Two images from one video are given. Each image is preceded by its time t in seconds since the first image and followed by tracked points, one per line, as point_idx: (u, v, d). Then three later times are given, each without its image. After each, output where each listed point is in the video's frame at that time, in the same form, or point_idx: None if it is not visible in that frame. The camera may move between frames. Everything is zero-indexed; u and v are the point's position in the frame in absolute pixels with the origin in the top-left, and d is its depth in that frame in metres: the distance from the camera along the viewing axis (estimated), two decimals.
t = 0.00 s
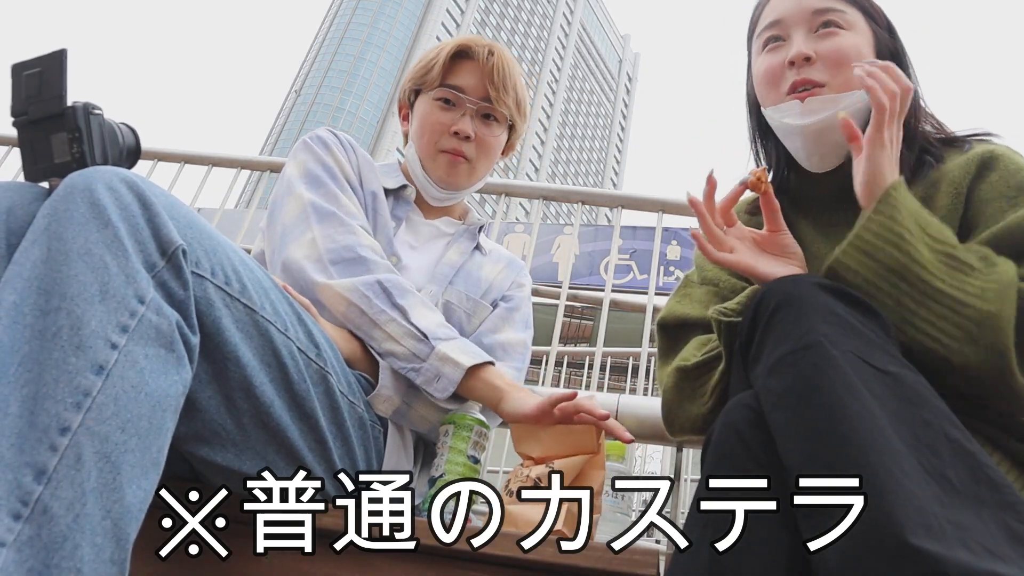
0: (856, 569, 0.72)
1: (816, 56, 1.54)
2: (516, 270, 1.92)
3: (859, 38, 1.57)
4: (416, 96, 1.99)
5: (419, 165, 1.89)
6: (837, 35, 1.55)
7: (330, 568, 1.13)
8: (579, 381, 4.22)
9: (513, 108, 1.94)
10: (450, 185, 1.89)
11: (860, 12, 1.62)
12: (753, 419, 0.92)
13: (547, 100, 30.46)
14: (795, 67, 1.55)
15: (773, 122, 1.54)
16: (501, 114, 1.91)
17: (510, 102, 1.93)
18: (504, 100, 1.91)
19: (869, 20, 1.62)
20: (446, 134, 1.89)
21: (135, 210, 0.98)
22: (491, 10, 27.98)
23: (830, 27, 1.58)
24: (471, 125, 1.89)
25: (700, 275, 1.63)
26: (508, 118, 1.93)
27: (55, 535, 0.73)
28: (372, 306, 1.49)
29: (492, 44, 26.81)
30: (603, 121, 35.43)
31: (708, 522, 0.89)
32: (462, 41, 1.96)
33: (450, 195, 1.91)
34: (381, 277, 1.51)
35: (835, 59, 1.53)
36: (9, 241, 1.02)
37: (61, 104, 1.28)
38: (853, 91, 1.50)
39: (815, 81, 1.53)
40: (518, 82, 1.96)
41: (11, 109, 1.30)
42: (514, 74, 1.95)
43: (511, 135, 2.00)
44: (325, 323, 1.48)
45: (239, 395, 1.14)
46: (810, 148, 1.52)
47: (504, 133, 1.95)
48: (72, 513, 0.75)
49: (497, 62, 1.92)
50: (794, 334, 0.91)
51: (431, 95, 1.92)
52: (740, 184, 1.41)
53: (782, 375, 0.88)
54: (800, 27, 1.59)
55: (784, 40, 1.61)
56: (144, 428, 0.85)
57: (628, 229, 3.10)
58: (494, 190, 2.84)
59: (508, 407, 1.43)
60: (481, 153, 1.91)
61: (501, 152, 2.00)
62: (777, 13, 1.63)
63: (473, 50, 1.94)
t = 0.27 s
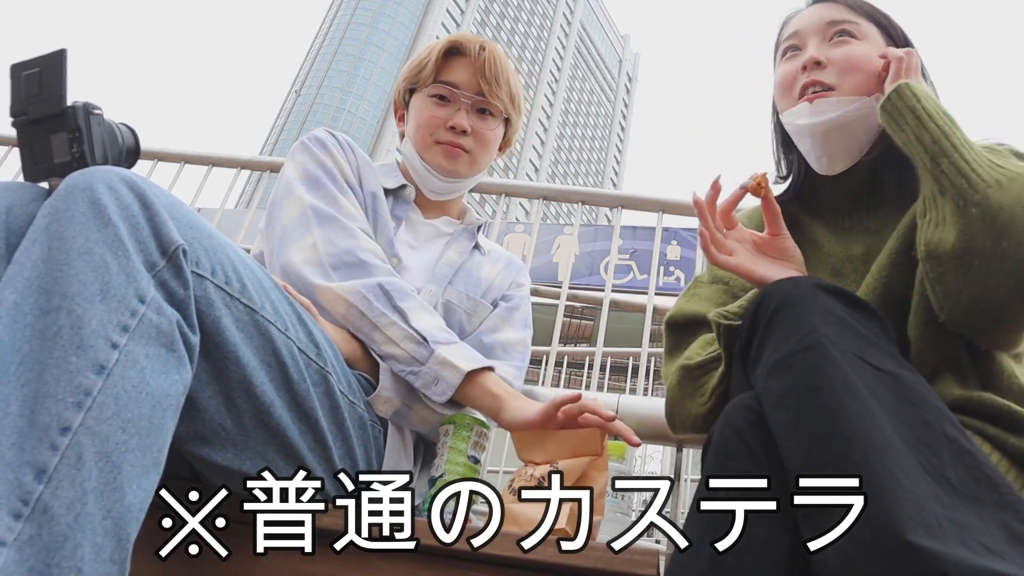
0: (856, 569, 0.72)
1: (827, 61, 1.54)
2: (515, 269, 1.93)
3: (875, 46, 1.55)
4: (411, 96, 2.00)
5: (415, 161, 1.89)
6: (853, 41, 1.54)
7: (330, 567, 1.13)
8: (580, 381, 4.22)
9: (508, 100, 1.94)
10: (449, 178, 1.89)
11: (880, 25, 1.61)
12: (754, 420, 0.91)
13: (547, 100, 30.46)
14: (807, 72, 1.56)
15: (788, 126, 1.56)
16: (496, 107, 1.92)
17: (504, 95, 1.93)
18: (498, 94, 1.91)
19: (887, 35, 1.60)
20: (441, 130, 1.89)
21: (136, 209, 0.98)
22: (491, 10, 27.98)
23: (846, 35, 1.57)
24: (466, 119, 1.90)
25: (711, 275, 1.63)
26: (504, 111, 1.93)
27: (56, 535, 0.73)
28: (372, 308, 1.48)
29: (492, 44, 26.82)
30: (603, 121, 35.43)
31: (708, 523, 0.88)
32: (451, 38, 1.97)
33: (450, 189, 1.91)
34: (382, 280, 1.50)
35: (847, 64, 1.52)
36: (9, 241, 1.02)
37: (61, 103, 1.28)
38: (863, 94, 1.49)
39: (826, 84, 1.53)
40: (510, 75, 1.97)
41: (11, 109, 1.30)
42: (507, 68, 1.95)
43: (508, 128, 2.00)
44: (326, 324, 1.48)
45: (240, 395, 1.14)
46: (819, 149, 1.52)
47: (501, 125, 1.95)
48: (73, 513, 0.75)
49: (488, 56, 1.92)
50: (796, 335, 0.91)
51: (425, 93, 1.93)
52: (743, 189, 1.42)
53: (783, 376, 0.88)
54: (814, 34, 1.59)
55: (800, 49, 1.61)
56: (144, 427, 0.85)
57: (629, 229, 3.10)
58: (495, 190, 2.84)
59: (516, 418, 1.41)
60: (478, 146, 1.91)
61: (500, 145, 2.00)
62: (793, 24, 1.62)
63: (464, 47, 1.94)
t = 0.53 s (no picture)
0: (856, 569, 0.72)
1: (845, 79, 1.56)
2: (515, 268, 1.93)
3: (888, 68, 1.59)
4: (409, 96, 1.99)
5: (412, 164, 1.89)
6: (868, 64, 1.58)
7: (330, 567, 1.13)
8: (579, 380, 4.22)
9: (506, 105, 1.92)
10: (444, 183, 1.89)
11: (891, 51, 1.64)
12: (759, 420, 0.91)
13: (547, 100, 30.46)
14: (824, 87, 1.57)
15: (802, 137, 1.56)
16: (494, 112, 1.90)
17: (502, 100, 1.91)
18: (496, 99, 1.90)
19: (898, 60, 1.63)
20: (438, 134, 1.89)
21: (138, 209, 0.98)
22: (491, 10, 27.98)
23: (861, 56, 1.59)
24: (463, 124, 1.89)
25: (723, 281, 1.64)
26: (502, 115, 1.92)
27: (56, 536, 0.73)
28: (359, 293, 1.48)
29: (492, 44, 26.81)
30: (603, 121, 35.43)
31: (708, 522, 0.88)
32: (452, 39, 1.95)
33: (444, 193, 1.91)
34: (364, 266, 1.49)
35: (864, 82, 1.54)
36: (11, 241, 1.02)
37: (62, 104, 1.28)
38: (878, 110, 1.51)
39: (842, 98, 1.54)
40: (510, 79, 1.95)
41: (12, 109, 1.30)
42: (506, 73, 1.94)
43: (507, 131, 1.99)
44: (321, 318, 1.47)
45: (241, 396, 1.14)
46: (834, 158, 1.52)
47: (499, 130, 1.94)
48: (74, 514, 0.75)
49: (488, 61, 1.91)
50: (804, 335, 0.91)
51: (423, 95, 1.92)
52: (757, 197, 1.42)
53: (790, 376, 0.88)
54: (831, 54, 1.61)
55: (817, 66, 1.63)
56: (145, 428, 0.85)
57: (629, 229, 3.10)
58: (495, 190, 2.84)
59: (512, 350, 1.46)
60: (474, 150, 1.91)
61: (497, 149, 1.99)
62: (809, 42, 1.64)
63: (463, 49, 1.93)
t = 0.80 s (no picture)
0: (858, 571, 0.72)
1: (854, 98, 1.58)
2: (512, 260, 1.92)
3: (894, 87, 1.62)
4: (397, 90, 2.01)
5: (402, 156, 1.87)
6: (875, 83, 1.61)
7: (331, 568, 1.13)
8: (580, 381, 4.22)
9: (491, 91, 1.93)
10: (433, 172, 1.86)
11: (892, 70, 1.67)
12: (766, 419, 0.91)
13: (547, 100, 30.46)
14: (833, 108, 1.59)
15: (811, 158, 1.54)
16: (480, 98, 1.90)
17: (488, 86, 1.92)
18: (482, 84, 1.91)
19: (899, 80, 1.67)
20: (427, 123, 1.87)
21: (143, 210, 0.98)
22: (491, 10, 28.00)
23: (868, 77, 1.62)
24: (450, 110, 1.88)
25: (728, 288, 1.66)
26: (489, 101, 1.92)
27: (58, 538, 0.73)
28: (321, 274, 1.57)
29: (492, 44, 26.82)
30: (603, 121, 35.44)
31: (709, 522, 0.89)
32: (435, 29, 1.98)
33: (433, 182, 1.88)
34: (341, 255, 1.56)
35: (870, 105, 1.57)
36: (19, 241, 1.02)
37: (70, 103, 1.28)
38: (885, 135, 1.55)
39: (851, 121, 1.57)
40: (495, 66, 1.96)
41: (24, 108, 1.31)
42: (492, 59, 1.95)
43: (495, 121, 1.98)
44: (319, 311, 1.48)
45: (243, 396, 1.14)
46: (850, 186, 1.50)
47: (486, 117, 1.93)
48: (75, 517, 0.75)
49: (472, 47, 1.93)
50: (809, 332, 0.92)
51: (410, 85, 1.93)
52: (758, 201, 1.42)
53: (794, 374, 0.89)
54: (838, 76, 1.63)
55: (823, 84, 1.65)
56: (148, 431, 0.85)
57: (629, 230, 3.11)
58: (495, 191, 2.84)
59: (379, 211, 1.56)
60: (462, 138, 1.89)
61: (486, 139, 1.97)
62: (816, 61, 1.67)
63: (447, 37, 1.95)
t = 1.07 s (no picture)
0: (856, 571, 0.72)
1: (840, 109, 1.60)
2: (494, 242, 1.91)
3: (880, 95, 1.62)
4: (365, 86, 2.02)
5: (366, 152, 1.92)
6: (863, 93, 1.61)
7: (330, 567, 1.13)
8: (580, 381, 4.23)
9: (452, 81, 1.91)
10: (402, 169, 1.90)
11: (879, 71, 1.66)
12: (762, 419, 0.91)
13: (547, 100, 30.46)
14: (819, 120, 1.61)
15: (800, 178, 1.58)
16: (440, 91, 1.90)
17: (449, 78, 1.91)
18: (443, 76, 1.90)
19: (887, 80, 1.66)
20: (388, 119, 1.90)
21: (141, 214, 0.98)
22: (491, 10, 28.00)
23: (855, 86, 1.62)
24: (410, 105, 1.89)
25: (724, 292, 1.66)
26: (451, 93, 1.91)
27: (55, 545, 0.73)
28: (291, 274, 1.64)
29: (492, 44, 26.82)
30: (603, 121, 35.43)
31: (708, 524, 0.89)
32: (395, 23, 1.96)
33: (404, 177, 1.91)
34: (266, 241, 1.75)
35: (857, 116, 1.58)
36: (19, 243, 1.02)
37: (73, 105, 1.28)
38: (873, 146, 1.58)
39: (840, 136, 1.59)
40: (458, 55, 1.94)
41: (25, 109, 1.31)
42: (455, 48, 1.93)
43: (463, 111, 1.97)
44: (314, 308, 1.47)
45: (242, 398, 1.14)
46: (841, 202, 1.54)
47: (450, 108, 1.92)
48: (72, 524, 0.75)
49: (432, 38, 1.91)
50: (803, 330, 0.91)
51: (372, 82, 1.93)
52: (756, 205, 1.42)
53: (790, 372, 0.88)
54: (824, 87, 1.64)
55: (810, 93, 1.66)
56: (146, 436, 0.85)
57: (629, 230, 3.11)
58: (495, 191, 2.85)
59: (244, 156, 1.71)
60: (426, 131, 1.90)
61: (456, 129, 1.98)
62: (803, 70, 1.67)
63: (406, 30, 1.94)
